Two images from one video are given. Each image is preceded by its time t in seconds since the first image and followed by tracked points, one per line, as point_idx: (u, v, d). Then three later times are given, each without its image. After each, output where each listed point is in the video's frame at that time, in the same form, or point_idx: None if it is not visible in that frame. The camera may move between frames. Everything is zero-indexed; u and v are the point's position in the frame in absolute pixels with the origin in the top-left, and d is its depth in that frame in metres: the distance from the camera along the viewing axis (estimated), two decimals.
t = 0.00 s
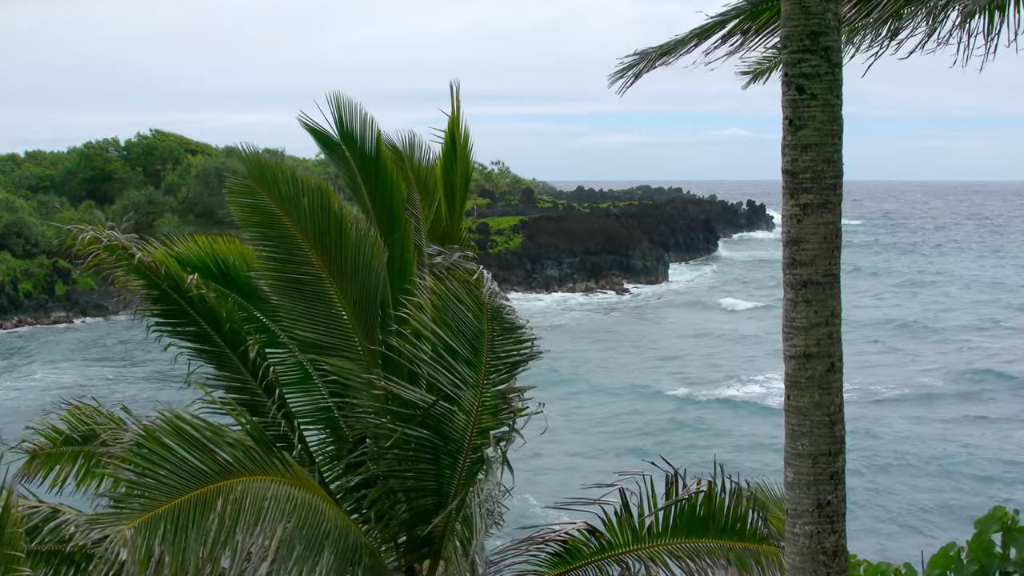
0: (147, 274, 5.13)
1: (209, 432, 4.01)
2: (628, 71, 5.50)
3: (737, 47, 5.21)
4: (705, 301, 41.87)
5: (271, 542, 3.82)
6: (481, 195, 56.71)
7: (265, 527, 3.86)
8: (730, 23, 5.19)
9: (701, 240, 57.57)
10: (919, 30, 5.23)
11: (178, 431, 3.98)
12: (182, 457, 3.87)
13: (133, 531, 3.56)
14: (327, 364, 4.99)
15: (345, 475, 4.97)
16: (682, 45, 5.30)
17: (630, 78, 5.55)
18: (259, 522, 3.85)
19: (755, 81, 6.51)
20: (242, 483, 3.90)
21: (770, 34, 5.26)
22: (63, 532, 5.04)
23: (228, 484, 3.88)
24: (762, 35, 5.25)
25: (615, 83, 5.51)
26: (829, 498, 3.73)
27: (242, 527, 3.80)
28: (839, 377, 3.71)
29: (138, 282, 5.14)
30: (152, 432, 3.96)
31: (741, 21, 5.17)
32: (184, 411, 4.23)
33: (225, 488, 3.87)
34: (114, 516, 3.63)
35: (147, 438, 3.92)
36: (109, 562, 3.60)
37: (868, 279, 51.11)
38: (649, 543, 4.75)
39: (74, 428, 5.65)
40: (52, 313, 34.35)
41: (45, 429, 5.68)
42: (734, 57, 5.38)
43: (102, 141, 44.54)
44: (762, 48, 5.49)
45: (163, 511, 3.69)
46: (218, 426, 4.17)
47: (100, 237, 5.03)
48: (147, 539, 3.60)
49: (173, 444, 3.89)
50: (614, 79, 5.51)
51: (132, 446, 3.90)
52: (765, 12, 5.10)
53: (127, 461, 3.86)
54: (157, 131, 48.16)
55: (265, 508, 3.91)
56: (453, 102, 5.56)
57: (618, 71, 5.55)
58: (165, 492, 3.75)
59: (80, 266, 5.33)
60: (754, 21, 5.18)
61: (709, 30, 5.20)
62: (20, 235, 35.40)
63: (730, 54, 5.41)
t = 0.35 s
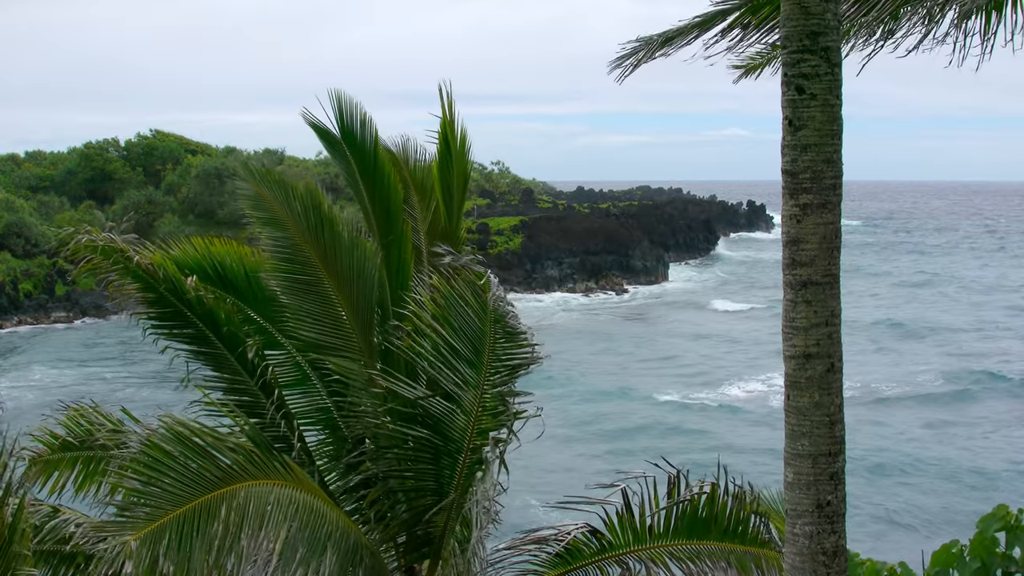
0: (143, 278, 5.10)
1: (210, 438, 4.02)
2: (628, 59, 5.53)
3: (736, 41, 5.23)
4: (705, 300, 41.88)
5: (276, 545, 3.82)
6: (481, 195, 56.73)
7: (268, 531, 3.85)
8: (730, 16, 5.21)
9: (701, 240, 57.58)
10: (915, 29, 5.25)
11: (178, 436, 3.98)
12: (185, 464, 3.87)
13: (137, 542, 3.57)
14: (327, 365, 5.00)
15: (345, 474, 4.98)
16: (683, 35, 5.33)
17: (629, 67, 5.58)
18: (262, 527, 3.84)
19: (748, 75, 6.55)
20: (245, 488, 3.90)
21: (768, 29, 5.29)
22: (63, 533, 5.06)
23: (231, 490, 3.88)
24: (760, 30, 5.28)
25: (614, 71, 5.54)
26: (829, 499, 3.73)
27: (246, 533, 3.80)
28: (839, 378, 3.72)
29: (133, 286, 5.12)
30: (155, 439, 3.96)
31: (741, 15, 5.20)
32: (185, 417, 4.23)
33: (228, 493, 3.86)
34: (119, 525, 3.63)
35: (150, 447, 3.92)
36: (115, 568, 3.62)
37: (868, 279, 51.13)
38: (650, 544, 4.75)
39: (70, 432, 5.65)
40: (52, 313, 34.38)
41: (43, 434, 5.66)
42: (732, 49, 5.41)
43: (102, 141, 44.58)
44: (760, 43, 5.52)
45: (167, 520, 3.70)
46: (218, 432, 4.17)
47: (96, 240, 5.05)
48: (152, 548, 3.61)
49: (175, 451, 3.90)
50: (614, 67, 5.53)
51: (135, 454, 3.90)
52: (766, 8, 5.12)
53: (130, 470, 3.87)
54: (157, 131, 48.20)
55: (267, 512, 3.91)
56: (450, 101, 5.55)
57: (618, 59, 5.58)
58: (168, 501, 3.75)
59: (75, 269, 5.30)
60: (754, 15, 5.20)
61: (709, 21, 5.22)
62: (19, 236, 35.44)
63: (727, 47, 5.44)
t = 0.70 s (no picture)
0: (140, 279, 5.12)
1: (206, 439, 4.02)
2: (624, 56, 5.52)
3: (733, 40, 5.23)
4: (705, 300, 41.88)
5: (275, 544, 3.81)
6: (481, 194, 56.70)
7: (267, 530, 3.85)
8: (728, 14, 5.21)
9: (701, 239, 57.57)
10: (912, 29, 5.25)
11: (175, 438, 3.99)
12: (182, 464, 3.88)
13: (137, 542, 3.59)
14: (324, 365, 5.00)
15: (344, 474, 4.98)
16: (679, 33, 5.32)
17: (625, 64, 5.57)
18: (261, 526, 3.84)
19: (742, 78, 6.54)
20: (243, 488, 3.90)
21: (765, 28, 5.29)
22: (62, 531, 5.09)
23: (229, 489, 3.88)
24: (758, 29, 5.27)
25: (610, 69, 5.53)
26: (829, 499, 3.73)
27: (246, 532, 3.80)
28: (839, 377, 3.71)
29: (131, 287, 5.15)
30: (150, 441, 3.97)
31: (739, 14, 5.19)
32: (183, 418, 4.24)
33: (226, 493, 3.87)
34: (117, 526, 3.64)
35: (146, 449, 3.93)
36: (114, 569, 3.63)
37: (868, 279, 51.10)
38: (649, 541, 4.75)
39: (66, 430, 5.64)
40: (52, 313, 34.33)
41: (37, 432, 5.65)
42: (728, 48, 5.41)
43: (102, 141, 44.55)
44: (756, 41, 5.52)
45: (166, 520, 3.71)
46: (215, 432, 4.17)
47: (92, 243, 5.07)
48: (152, 547, 3.63)
49: (171, 452, 3.90)
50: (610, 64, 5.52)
51: (131, 455, 3.91)
52: (763, 7, 5.12)
53: (127, 471, 3.88)
54: (157, 131, 48.15)
55: (267, 512, 3.90)
56: (448, 101, 5.55)
57: (614, 57, 5.57)
58: (166, 501, 3.76)
59: (74, 270, 5.32)
60: (752, 14, 5.20)
61: (706, 20, 5.22)
62: (19, 235, 35.43)
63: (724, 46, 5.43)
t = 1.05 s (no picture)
0: (142, 278, 5.15)
1: (206, 435, 4.02)
2: (623, 66, 5.51)
3: (733, 46, 5.22)
4: (705, 301, 41.88)
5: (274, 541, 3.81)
6: (481, 194, 56.72)
7: (266, 527, 3.84)
8: (726, 21, 5.19)
9: (701, 240, 57.58)
10: (911, 29, 5.23)
11: (173, 435, 3.99)
12: (181, 461, 3.88)
13: (139, 534, 3.56)
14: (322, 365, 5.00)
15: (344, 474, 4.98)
16: (677, 41, 5.31)
17: (624, 74, 5.55)
18: (260, 522, 3.84)
19: (741, 78, 6.53)
20: (242, 484, 3.90)
21: (765, 32, 5.28)
22: (62, 530, 5.10)
23: (229, 485, 3.88)
24: (757, 33, 5.27)
25: (610, 79, 5.52)
26: (829, 499, 3.73)
27: (245, 527, 3.79)
28: (839, 378, 3.71)
29: (135, 285, 5.18)
30: (149, 437, 3.97)
31: (738, 20, 5.17)
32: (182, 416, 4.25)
33: (226, 488, 3.87)
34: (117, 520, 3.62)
35: (144, 445, 3.92)
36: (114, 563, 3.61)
37: (867, 279, 51.11)
38: (650, 544, 4.75)
39: (69, 425, 5.64)
40: (52, 313, 34.31)
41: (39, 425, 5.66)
42: (728, 54, 5.40)
43: (102, 141, 44.55)
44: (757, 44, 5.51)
45: (167, 513, 3.69)
46: (213, 429, 4.18)
47: (95, 241, 5.07)
48: (154, 539, 3.60)
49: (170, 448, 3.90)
50: (609, 74, 5.51)
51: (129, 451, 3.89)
52: (762, 12, 5.12)
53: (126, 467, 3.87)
54: (157, 131, 48.15)
55: (265, 508, 3.90)
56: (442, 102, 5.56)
57: (613, 66, 5.55)
58: (165, 496, 3.75)
59: (76, 269, 5.35)
60: (750, 19, 5.19)
61: (705, 28, 5.21)
62: (20, 235, 35.46)
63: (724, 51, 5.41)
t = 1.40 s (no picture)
0: (144, 275, 5.13)
1: (204, 434, 4.02)
2: (627, 71, 5.51)
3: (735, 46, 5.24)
4: (705, 301, 41.86)
5: (268, 543, 3.82)
6: (481, 195, 56.70)
7: (261, 527, 3.85)
8: (728, 23, 5.19)
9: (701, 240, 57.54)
10: (912, 29, 5.24)
11: (171, 433, 3.99)
12: (179, 461, 3.88)
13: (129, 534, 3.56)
14: (322, 364, 4.99)
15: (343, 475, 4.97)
16: (681, 44, 5.32)
17: (629, 78, 5.57)
18: (255, 522, 3.84)
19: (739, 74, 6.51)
20: (239, 483, 3.91)
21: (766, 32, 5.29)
22: (63, 532, 5.10)
23: (225, 485, 3.89)
24: (759, 33, 5.28)
25: (615, 84, 5.52)
26: (829, 499, 3.73)
27: (239, 528, 3.80)
28: (839, 378, 3.72)
29: (137, 285, 5.16)
30: (146, 435, 3.97)
31: (740, 21, 5.18)
32: (182, 413, 4.26)
33: (222, 488, 3.87)
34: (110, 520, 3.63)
35: (141, 444, 3.93)
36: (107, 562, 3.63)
37: (868, 279, 51.07)
38: (655, 546, 4.75)
39: (74, 427, 5.64)
40: (52, 313, 34.28)
41: (47, 427, 5.70)
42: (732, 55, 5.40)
43: (102, 141, 44.52)
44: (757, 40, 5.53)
45: (160, 513, 3.69)
46: (213, 426, 4.18)
47: (97, 240, 5.04)
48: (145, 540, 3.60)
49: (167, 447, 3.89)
50: (615, 79, 5.52)
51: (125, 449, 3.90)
52: (764, 13, 5.13)
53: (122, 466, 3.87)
54: (157, 131, 48.11)
55: (260, 510, 3.91)
56: (445, 103, 5.56)
57: (618, 71, 5.56)
58: (160, 496, 3.75)
59: (79, 268, 5.35)
60: (752, 21, 5.20)
61: (707, 30, 5.21)
62: (19, 236, 35.46)
63: (726, 51, 5.43)
